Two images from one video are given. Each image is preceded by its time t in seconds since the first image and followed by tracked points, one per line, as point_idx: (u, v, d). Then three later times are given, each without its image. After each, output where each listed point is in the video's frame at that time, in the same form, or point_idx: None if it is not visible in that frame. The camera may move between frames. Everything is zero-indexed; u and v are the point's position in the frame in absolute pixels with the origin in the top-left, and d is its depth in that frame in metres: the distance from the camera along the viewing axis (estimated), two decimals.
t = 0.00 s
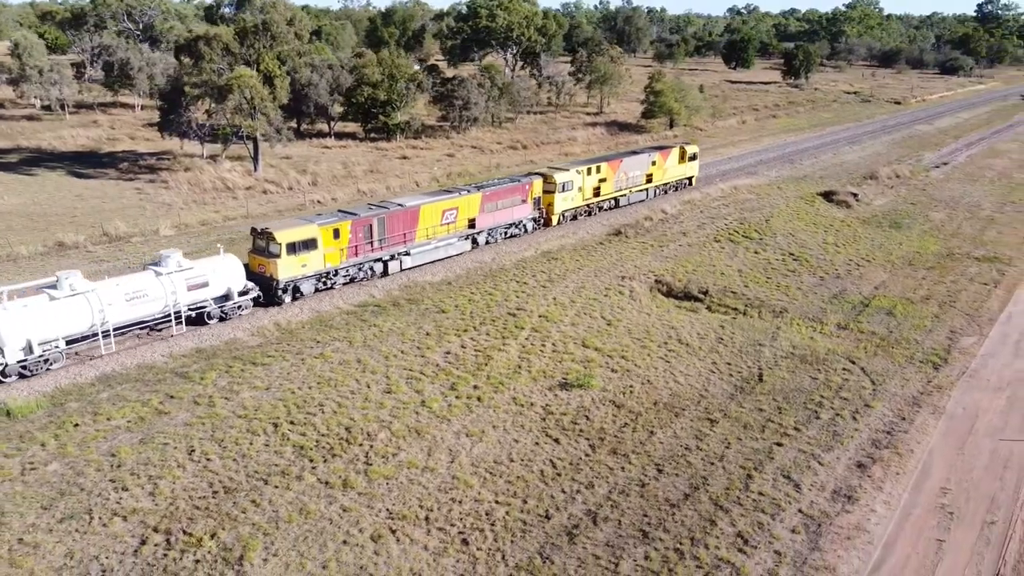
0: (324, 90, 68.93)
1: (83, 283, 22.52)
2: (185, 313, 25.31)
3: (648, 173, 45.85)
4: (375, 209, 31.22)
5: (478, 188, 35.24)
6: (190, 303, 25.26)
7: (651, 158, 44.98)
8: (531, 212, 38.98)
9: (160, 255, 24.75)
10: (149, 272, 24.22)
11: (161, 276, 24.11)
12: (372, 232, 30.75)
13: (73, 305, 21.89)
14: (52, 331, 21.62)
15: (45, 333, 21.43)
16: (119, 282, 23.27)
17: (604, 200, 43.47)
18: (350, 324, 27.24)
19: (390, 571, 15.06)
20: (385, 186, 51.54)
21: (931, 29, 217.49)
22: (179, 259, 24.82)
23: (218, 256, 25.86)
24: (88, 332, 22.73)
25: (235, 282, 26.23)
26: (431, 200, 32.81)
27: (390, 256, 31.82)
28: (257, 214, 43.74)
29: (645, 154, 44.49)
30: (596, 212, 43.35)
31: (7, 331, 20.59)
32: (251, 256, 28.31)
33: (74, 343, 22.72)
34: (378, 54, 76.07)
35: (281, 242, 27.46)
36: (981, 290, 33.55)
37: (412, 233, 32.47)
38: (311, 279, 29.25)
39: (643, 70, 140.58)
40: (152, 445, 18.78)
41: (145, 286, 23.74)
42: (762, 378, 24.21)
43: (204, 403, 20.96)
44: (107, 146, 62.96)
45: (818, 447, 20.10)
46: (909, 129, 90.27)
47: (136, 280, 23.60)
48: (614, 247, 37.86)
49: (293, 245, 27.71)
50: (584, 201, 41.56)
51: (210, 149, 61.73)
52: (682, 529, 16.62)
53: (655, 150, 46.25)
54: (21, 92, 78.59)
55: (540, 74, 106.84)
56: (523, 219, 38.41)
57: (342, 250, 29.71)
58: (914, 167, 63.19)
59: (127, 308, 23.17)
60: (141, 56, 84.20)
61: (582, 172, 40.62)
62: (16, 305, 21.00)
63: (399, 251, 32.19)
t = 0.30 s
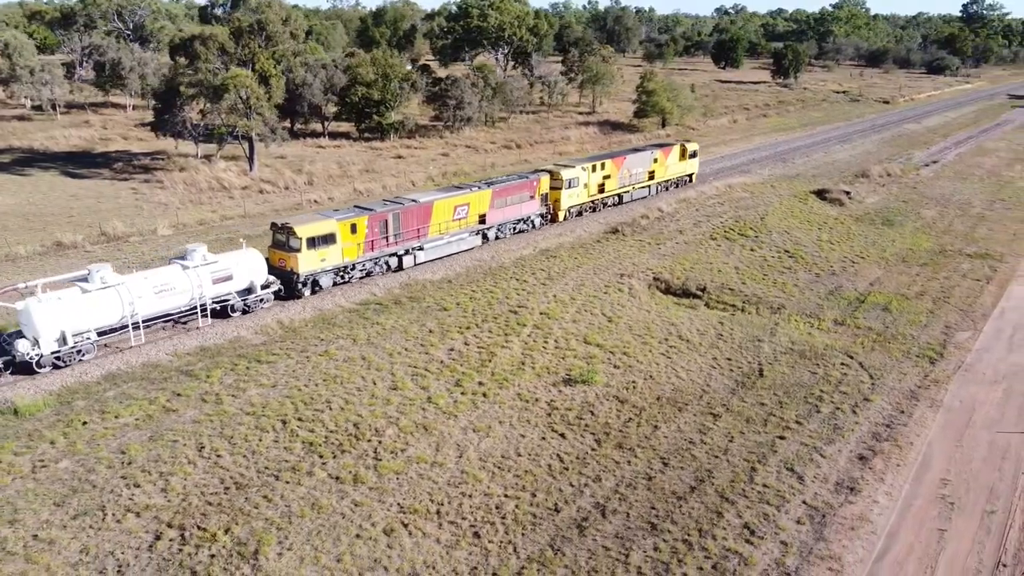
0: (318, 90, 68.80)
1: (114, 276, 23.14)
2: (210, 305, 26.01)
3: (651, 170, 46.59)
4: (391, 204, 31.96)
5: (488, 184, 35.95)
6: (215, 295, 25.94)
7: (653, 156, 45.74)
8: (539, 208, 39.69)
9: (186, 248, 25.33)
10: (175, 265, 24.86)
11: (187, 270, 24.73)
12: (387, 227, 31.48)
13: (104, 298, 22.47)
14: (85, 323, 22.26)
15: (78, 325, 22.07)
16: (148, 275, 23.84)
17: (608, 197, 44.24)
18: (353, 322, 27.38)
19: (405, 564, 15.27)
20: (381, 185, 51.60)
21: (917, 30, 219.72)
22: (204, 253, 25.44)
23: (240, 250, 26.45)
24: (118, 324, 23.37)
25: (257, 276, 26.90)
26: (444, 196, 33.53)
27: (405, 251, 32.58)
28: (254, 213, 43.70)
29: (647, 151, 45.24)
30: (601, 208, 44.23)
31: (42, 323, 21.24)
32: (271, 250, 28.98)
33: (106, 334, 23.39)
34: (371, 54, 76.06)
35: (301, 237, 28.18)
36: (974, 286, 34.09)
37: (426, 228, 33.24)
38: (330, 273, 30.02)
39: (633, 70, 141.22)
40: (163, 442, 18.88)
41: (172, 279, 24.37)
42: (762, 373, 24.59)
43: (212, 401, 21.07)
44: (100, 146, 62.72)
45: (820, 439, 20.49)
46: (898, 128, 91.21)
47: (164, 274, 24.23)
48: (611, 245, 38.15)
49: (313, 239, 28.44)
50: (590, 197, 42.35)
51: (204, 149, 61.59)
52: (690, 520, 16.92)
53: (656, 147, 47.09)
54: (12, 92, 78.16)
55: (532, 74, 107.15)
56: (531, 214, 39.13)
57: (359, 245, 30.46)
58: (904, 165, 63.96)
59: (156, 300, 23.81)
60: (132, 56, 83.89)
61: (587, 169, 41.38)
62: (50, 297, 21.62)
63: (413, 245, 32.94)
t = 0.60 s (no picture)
0: (312, 90, 68.56)
1: (142, 270, 23.89)
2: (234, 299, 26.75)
3: (653, 167, 47.46)
4: (405, 200, 32.62)
5: (497, 181, 36.71)
6: (239, 289, 26.69)
7: (655, 153, 46.63)
8: (545, 205, 40.54)
9: (210, 243, 26.16)
10: (200, 260, 25.63)
11: (212, 264, 25.52)
12: (402, 222, 32.14)
13: (134, 291, 23.21)
14: (116, 315, 22.90)
15: (110, 317, 22.72)
16: (174, 269, 24.63)
17: (612, 193, 45.06)
18: (356, 320, 27.50)
19: (420, 557, 15.47)
20: (377, 184, 51.68)
21: (903, 30, 221.80)
22: (228, 248, 26.33)
23: (262, 244, 27.30)
24: (147, 317, 24.07)
25: (279, 269, 27.66)
26: (456, 193, 34.26)
27: (418, 246, 33.30)
28: (251, 213, 43.69)
29: (649, 149, 46.09)
30: (605, 204, 45.02)
31: (77, 314, 21.85)
32: (290, 245, 29.51)
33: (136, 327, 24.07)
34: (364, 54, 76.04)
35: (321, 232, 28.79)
36: (967, 282, 34.66)
37: (439, 224, 33.96)
38: (347, 268, 30.68)
39: (624, 70, 141.78)
40: (173, 440, 18.96)
41: (198, 273, 25.15)
42: (763, 368, 24.96)
43: (220, 399, 21.19)
44: (93, 146, 62.45)
45: (822, 432, 20.87)
46: (887, 127, 92.21)
47: (190, 268, 25.00)
48: (609, 243, 38.45)
49: (332, 234, 29.06)
50: (594, 194, 43.21)
51: (199, 148, 61.43)
52: (698, 512, 17.21)
53: (657, 144, 47.92)
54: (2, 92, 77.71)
55: (524, 73, 107.37)
56: (538, 211, 39.99)
57: (376, 240, 31.12)
58: (894, 164, 64.70)
59: (182, 293, 24.55)
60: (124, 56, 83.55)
61: (592, 166, 42.25)
62: (83, 289, 22.29)
63: (426, 241, 33.68)
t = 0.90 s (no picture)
0: (307, 90, 68.21)
1: (171, 263, 24.51)
2: (258, 292, 27.40)
3: (655, 164, 48.35)
4: (419, 196, 33.24)
5: (507, 177, 37.40)
6: (262, 282, 27.32)
7: (657, 150, 47.55)
8: (553, 201, 41.32)
9: (234, 237, 26.76)
10: (225, 253, 26.24)
11: (237, 258, 26.15)
12: (416, 217, 32.78)
13: (163, 283, 23.81)
14: (146, 306, 23.49)
15: (141, 308, 23.33)
16: (201, 262, 25.24)
17: (616, 189, 45.89)
18: (360, 317, 27.65)
19: (436, 549, 15.68)
20: (374, 184, 51.75)
21: (889, 30, 223.82)
22: (251, 242, 26.86)
23: (284, 238, 27.90)
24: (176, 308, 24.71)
25: (300, 263, 28.28)
26: (468, 189, 34.93)
27: (432, 241, 33.97)
28: (250, 212, 43.68)
29: (651, 146, 46.99)
30: (610, 199, 45.92)
31: (110, 306, 22.43)
32: (310, 239, 30.20)
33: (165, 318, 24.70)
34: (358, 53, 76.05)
35: (340, 226, 29.43)
36: (961, 278, 35.24)
37: (451, 219, 34.61)
38: (365, 262, 31.39)
39: (615, 70, 142.35)
40: (184, 436, 19.08)
41: (224, 266, 25.77)
42: (764, 362, 25.32)
43: (229, 395, 21.30)
44: (87, 146, 62.23)
45: (825, 425, 21.25)
46: (877, 126, 93.19)
47: (217, 261, 25.62)
48: (607, 241, 38.72)
49: (350, 229, 29.71)
50: (599, 190, 43.99)
51: (194, 148, 61.32)
52: (706, 503, 17.53)
53: (659, 142, 48.68)
54: None
55: (516, 73, 107.65)
56: (546, 207, 40.77)
57: (392, 234, 31.77)
58: (886, 163, 65.44)
59: (209, 286, 25.18)
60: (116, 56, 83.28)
61: (597, 163, 43.06)
62: (115, 282, 22.86)
63: (440, 236, 34.35)
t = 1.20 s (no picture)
0: (302, 90, 67.98)
1: (198, 256, 25.15)
2: (280, 284, 28.06)
3: (657, 161, 49.20)
4: (432, 191, 33.83)
5: (517, 173, 38.08)
6: (284, 275, 27.96)
7: (659, 147, 48.42)
8: (560, 196, 42.12)
9: (257, 231, 27.38)
10: (250, 246, 26.86)
11: (261, 251, 26.79)
12: (430, 212, 33.40)
13: (191, 275, 24.43)
14: (175, 298, 24.10)
15: (171, 300, 23.96)
16: (227, 255, 25.86)
17: (621, 186, 46.69)
18: (364, 315, 27.79)
19: (451, 541, 15.89)
20: (371, 183, 51.83)
21: (876, 30, 225.53)
22: (274, 236, 27.49)
23: (304, 232, 28.51)
24: (202, 301, 25.37)
25: (320, 256, 28.89)
26: (480, 184, 35.57)
27: (446, 235, 34.65)
28: (249, 211, 43.70)
29: (654, 143, 47.83)
30: (615, 196, 46.60)
31: (141, 298, 23.04)
32: (328, 234, 30.71)
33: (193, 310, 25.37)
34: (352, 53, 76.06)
35: (359, 221, 30.02)
36: (956, 274, 35.83)
37: (464, 214, 35.27)
38: (382, 255, 32.04)
39: (606, 70, 142.82)
40: (196, 432, 19.19)
41: (248, 259, 26.41)
42: (766, 357, 25.75)
43: (238, 392, 21.43)
44: (81, 146, 62.01)
45: (827, 418, 21.68)
46: (868, 125, 94.10)
47: (241, 254, 26.25)
48: (606, 238, 39.02)
49: (369, 223, 30.32)
50: (604, 186, 44.72)
51: (190, 148, 61.23)
52: (715, 495, 17.88)
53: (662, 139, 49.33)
54: None
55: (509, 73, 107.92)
56: (554, 202, 41.56)
57: (408, 229, 32.41)
58: (877, 161, 66.20)
59: (235, 278, 25.82)
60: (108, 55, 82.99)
61: (603, 160, 43.80)
62: (145, 274, 23.44)
63: (452, 230, 35.03)
